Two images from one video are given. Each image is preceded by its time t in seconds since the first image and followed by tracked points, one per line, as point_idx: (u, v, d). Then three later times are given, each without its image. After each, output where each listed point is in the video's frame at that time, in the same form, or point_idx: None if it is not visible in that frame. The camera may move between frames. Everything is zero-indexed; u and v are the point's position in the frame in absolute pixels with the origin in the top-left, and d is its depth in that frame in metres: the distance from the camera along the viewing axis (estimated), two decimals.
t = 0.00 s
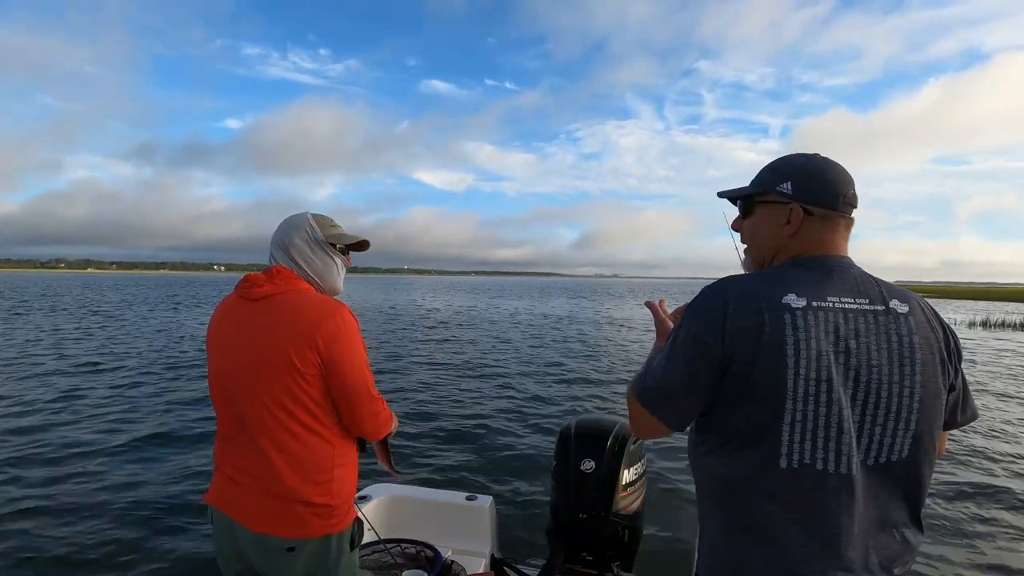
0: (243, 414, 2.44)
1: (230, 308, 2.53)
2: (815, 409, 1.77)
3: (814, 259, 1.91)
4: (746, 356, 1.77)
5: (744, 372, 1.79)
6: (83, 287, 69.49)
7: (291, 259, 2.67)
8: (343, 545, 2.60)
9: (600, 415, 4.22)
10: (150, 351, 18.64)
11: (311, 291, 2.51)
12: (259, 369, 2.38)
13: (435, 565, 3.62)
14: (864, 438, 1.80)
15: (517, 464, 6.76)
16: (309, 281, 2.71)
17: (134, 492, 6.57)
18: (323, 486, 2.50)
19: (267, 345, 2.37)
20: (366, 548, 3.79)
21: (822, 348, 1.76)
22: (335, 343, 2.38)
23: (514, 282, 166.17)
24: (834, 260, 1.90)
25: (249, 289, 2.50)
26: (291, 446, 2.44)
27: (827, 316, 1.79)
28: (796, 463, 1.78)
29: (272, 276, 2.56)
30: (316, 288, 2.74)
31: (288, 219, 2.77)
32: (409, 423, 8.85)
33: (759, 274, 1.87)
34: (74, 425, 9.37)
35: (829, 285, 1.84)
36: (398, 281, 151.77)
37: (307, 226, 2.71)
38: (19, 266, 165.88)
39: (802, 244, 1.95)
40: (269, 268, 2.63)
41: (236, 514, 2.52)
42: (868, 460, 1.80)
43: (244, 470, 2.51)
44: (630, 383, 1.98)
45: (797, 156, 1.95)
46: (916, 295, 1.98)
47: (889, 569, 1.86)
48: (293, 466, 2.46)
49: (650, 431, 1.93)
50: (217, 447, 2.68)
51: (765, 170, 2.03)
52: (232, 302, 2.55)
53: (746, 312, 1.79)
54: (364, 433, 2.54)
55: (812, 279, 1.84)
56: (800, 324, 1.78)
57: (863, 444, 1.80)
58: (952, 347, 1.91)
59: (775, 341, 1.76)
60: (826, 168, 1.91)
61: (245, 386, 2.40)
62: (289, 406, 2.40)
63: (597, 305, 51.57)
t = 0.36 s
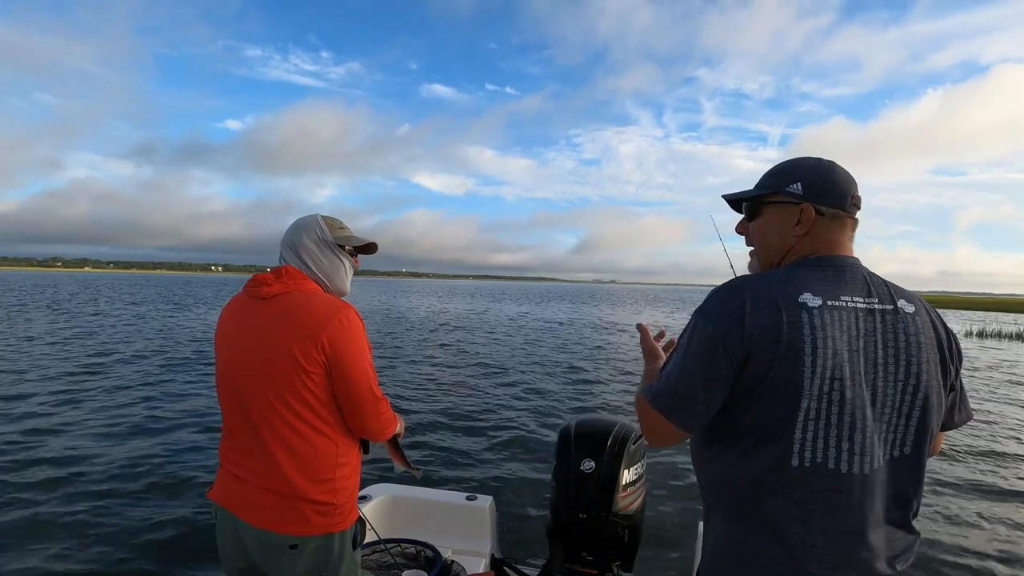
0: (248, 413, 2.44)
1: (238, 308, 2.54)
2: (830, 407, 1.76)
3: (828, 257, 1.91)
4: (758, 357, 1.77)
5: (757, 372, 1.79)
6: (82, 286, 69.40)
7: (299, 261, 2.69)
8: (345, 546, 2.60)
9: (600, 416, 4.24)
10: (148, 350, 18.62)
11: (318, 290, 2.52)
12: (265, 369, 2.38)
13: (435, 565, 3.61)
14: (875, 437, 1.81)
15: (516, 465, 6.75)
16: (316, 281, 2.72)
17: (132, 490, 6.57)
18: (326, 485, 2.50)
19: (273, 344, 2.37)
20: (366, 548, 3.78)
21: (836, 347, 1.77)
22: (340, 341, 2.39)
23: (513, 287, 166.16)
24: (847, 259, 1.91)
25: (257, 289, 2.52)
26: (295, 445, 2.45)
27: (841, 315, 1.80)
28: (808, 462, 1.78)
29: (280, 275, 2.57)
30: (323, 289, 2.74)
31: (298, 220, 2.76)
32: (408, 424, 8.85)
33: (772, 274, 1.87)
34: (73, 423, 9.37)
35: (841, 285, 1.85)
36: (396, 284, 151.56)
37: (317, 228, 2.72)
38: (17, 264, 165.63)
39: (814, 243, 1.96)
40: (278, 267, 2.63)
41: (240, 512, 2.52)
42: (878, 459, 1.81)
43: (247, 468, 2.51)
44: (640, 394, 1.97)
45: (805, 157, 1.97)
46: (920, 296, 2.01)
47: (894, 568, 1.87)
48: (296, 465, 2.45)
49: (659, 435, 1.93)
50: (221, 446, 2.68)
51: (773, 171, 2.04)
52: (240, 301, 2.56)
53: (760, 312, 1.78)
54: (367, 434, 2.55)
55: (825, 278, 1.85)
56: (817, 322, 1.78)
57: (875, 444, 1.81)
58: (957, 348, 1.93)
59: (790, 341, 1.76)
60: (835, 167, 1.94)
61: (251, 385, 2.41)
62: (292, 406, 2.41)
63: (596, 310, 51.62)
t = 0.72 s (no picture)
0: (248, 413, 2.45)
1: (238, 308, 2.55)
2: (829, 409, 1.78)
3: (829, 259, 1.92)
4: (756, 358, 1.78)
5: (755, 373, 1.79)
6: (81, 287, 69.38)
7: (300, 261, 2.70)
8: (344, 546, 2.60)
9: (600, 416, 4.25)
10: (148, 352, 18.63)
11: (318, 290, 2.52)
12: (264, 369, 2.39)
13: (435, 565, 3.61)
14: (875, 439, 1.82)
15: (516, 466, 6.76)
16: (316, 281, 2.72)
17: (132, 490, 6.58)
18: (325, 486, 2.50)
19: (272, 344, 2.38)
20: (366, 548, 3.78)
21: (836, 349, 1.78)
22: (338, 341, 2.39)
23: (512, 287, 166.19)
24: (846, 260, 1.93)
25: (257, 289, 2.53)
26: (295, 445, 2.45)
27: (840, 317, 1.81)
28: (807, 465, 1.79)
29: (281, 275, 2.57)
30: (324, 288, 2.75)
31: (298, 220, 2.77)
32: (408, 425, 8.85)
33: (772, 275, 1.88)
34: (72, 424, 9.37)
35: (842, 286, 1.86)
36: (395, 285, 151.56)
37: (318, 228, 2.72)
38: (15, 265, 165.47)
39: (815, 244, 1.97)
40: (278, 267, 2.64)
41: (240, 511, 2.52)
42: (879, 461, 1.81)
43: (247, 467, 2.52)
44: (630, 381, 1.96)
45: (803, 157, 1.98)
46: (920, 298, 2.02)
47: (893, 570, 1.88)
48: (295, 465, 2.46)
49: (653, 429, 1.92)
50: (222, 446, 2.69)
51: (772, 172, 2.05)
52: (241, 301, 2.57)
53: (760, 313, 1.79)
54: (367, 435, 2.55)
55: (825, 280, 1.86)
56: (815, 324, 1.79)
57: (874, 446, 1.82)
58: (956, 350, 1.95)
59: (789, 343, 1.77)
60: (834, 166, 1.95)
61: (251, 385, 2.42)
62: (291, 406, 2.41)
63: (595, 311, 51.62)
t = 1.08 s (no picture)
0: (241, 413, 2.44)
1: (231, 308, 2.54)
2: (812, 413, 1.78)
3: (789, 262, 1.92)
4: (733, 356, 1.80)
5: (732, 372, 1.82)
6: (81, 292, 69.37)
7: (293, 260, 2.69)
8: (340, 547, 2.59)
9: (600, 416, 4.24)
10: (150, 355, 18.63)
11: (310, 290, 2.51)
12: (256, 368, 2.38)
13: (435, 565, 3.61)
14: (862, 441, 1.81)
15: (517, 465, 6.76)
16: (309, 281, 2.71)
17: (134, 494, 6.59)
18: (320, 486, 2.49)
19: (264, 344, 2.37)
20: (366, 548, 3.78)
21: (816, 352, 1.78)
22: (331, 342, 2.38)
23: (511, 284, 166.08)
24: (808, 259, 1.90)
25: (250, 289, 2.52)
26: (289, 445, 2.44)
27: (821, 319, 1.80)
28: (792, 469, 1.80)
29: (272, 275, 2.58)
30: (317, 288, 2.73)
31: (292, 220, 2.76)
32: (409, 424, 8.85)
33: (751, 278, 1.90)
34: (74, 429, 9.38)
35: (823, 287, 1.85)
36: (394, 284, 151.44)
37: (311, 227, 2.71)
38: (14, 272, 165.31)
39: (781, 248, 1.97)
40: (270, 268, 2.64)
41: (234, 512, 2.52)
42: (869, 463, 1.80)
43: (242, 468, 2.51)
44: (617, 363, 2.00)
45: (759, 165, 2.01)
46: (912, 293, 1.99)
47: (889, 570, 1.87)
48: (290, 465, 2.45)
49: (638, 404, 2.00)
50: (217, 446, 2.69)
51: (738, 183, 2.10)
52: (234, 301, 2.57)
53: (737, 313, 1.81)
54: (362, 436, 2.54)
55: (805, 281, 1.85)
56: (791, 328, 1.79)
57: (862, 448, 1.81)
58: (948, 347, 1.92)
59: (765, 345, 1.78)
60: (786, 166, 1.94)
61: (243, 385, 2.41)
62: (284, 405, 2.40)
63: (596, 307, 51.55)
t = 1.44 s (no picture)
0: (244, 413, 2.44)
1: (233, 308, 2.54)
2: (790, 410, 1.79)
3: (771, 264, 1.93)
4: (716, 356, 1.83)
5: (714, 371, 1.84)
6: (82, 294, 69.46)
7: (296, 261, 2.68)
8: (343, 546, 2.59)
9: (600, 416, 4.24)
10: (151, 358, 18.65)
11: (312, 291, 2.51)
12: (259, 369, 2.38)
13: (435, 565, 3.61)
14: (846, 438, 1.81)
15: (518, 465, 6.77)
16: (311, 281, 2.71)
17: (136, 497, 6.61)
18: (323, 486, 2.49)
19: (266, 344, 2.37)
20: (366, 548, 3.78)
21: (791, 351, 1.79)
22: (334, 342, 2.37)
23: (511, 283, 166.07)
24: (790, 261, 1.90)
25: (252, 289, 2.54)
26: (292, 446, 2.44)
27: (797, 318, 1.81)
28: (774, 465, 1.81)
29: (275, 275, 2.59)
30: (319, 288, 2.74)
31: (293, 219, 2.75)
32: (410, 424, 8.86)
33: (734, 275, 1.92)
34: (75, 432, 9.40)
35: (802, 286, 1.85)
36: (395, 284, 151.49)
37: (314, 228, 2.70)
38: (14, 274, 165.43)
39: (765, 249, 1.98)
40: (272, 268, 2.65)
41: (237, 511, 2.52)
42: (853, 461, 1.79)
43: (244, 468, 2.51)
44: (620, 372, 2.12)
45: (746, 167, 2.02)
46: (901, 290, 1.97)
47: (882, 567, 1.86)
48: (293, 465, 2.45)
49: (642, 405, 2.14)
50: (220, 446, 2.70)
51: (728, 184, 2.11)
52: (235, 301, 2.56)
53: (715, 312, 1.84)
54: (365, 435, 2.54)
55: (784, 279, 1.86)
56: (767, 326, 1.80)
57: (845, 445, 1.81)
58: (938, 344, 1.89)
59: (742, 344, 1.81)
60: (771, 169, 1.94)
61: (246, 385, 2.41)
62: (287, 405, 2.40)
63: (597, 305, 51.52)
